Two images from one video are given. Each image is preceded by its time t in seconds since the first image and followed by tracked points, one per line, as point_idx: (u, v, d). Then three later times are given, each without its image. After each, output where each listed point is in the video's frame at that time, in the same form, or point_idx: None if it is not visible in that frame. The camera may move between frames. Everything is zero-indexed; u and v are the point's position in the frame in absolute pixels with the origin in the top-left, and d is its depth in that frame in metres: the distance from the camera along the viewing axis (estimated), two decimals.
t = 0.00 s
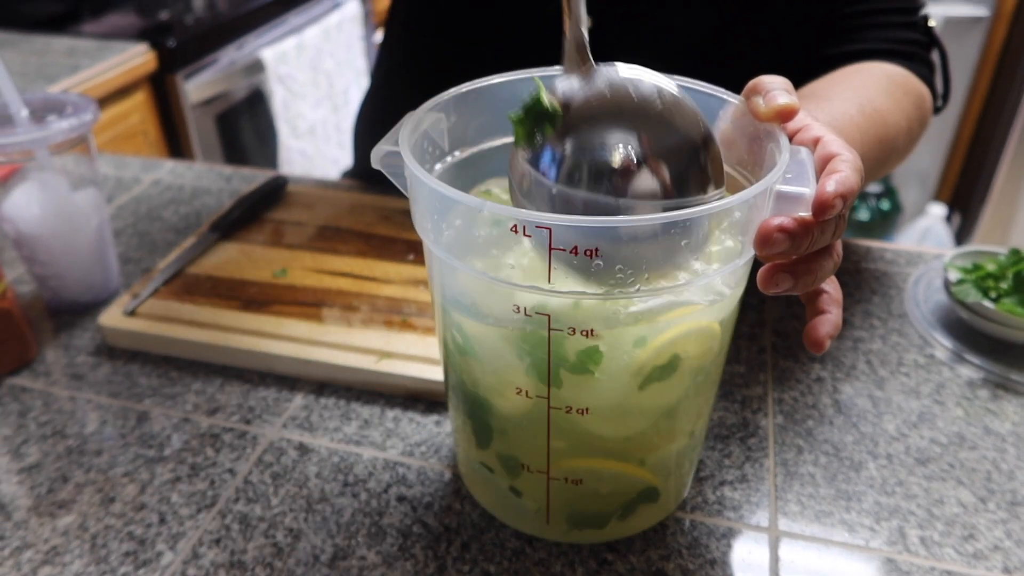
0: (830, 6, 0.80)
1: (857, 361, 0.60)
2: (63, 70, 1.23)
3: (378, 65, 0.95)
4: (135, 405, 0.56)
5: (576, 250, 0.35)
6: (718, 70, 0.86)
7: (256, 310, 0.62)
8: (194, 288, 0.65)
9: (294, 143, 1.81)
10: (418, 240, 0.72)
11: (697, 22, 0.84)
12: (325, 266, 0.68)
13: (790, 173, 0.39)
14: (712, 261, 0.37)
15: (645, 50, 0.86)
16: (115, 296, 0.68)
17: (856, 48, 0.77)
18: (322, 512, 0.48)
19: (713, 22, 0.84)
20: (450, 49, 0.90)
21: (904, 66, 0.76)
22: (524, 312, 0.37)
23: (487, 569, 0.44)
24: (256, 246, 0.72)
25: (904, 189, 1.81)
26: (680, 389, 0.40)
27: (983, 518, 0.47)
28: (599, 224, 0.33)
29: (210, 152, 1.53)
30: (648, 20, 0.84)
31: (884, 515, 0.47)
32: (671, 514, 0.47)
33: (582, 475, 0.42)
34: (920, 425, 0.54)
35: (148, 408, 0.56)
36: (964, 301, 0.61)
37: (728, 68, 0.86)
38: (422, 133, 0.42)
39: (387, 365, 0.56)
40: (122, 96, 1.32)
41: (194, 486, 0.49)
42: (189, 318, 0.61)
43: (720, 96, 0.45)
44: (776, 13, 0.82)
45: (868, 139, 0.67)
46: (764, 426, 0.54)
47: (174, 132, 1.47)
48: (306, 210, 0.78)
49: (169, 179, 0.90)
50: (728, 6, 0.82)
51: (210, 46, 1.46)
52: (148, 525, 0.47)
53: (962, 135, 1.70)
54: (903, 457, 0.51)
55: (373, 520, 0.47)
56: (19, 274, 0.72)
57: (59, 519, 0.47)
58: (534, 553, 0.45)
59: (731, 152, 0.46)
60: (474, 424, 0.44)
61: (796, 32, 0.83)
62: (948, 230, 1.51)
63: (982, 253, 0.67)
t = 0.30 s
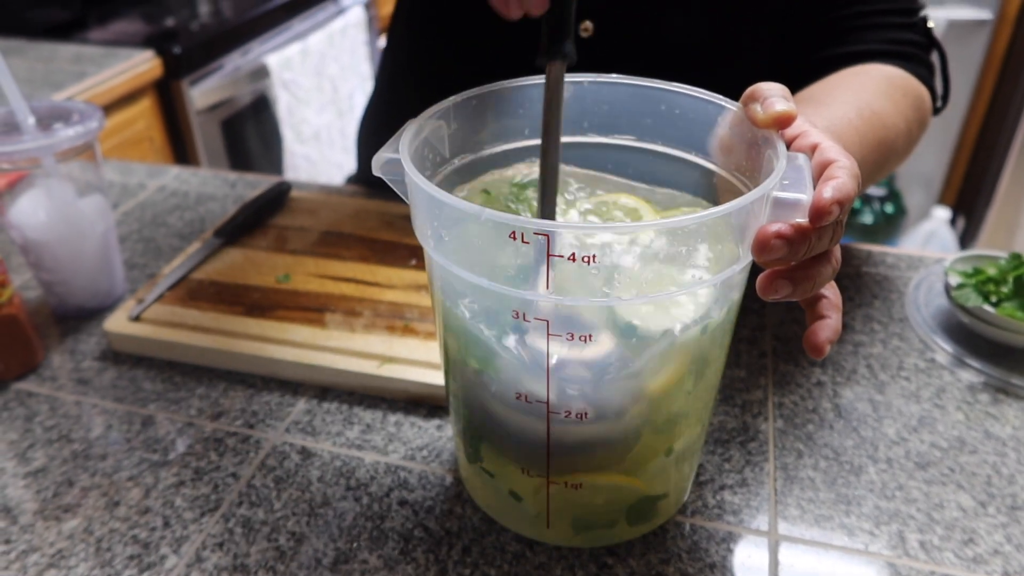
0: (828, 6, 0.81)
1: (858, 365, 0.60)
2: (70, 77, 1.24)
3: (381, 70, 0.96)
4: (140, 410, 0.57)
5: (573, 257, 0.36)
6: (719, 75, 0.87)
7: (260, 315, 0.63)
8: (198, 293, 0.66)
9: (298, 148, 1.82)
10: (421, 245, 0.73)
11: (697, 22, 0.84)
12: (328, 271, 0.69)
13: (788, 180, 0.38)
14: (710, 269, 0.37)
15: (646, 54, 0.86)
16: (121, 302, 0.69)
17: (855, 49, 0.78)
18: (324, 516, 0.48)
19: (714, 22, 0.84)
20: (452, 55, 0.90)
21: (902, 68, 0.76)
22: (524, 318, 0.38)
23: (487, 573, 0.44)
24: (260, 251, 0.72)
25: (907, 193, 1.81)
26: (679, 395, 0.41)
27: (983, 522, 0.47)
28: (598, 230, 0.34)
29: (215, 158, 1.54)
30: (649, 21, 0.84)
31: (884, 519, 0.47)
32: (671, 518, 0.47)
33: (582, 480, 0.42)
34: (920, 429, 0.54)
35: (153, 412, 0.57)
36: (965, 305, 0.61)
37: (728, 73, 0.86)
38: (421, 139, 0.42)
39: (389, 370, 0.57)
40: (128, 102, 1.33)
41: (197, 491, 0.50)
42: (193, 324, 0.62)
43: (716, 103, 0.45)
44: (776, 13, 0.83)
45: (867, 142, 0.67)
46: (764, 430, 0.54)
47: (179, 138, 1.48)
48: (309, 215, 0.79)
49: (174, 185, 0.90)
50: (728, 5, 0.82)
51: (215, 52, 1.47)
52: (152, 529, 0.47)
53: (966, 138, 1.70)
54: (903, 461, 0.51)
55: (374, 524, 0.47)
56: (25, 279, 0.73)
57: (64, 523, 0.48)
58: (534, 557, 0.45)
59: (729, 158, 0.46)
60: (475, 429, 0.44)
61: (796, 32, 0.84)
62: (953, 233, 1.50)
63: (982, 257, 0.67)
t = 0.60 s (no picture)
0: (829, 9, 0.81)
1: (857, 365, 0.60)
2: (71, 80, 1.24)
3: (381, 73, 0.96)
4: (140, 412, 0.57)
5: (569, 259, 0.36)
6: (718, 76, 0.87)
7: (260, 317, 0.63)
8: (198, 296, 0.66)
9: (298, 150, 1.82)
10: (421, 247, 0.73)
11: (697, 21, 0.84)
12: (329, 274, 0.69)
13: (783, 182, 0.39)
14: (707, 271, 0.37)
15: (646, 54, 0.86)
16: (121, 305, 0.69)
17: (856, 50, 0.77)
18: (324, 518, 0.48)
19: (714, 22, 0.84)
20: (452, 57, 0.91)
21: (902, 69, 0.76)
22: (521, 320, 0.38)
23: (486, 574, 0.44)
24: (260, 254, 0.72)
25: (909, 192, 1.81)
26: (678, 396, 0.41)
27: (981, 522, 0.47)
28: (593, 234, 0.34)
29: (216, 161, 1.55)
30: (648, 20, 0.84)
31: (882, 520, 0.47)
32: (670, 519, 0.47)
33: (580, 481, 0.42)
34: (919, 430, 0.54)
35: (154, 415, 0.57)
36: (963, 305, 0.61)
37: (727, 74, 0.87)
38: (420, 142, 0.43)
39: (390, 372, 0.57)
40: (129, 105, 1.34)
41: (198, 493, 0.50)
42: (194, 326, 0.62)
43: (713, 105, 0.45)
44: (776, 13, 0.83)
45: (864, 144, 0.67)
46: (763, 431, 0.54)
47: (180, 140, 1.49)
48: (309, 218, 0.79)
49: (175, 188, 0.91)
50: (729, 4, 0.83)
51: (217, 55, 1.47)
52: (153, 530, 0.47)
53: (967, 137, 1.70)
54: (902, 461, 0.51)
55: (374, 526, 0.47)
56: (26, 282, 0.73)
57: (66, 525, 0.48)
58: (533, 558, 0.45)
59: (726, 160, 0.46)
60: (474, 430, 0.44)
61: (796, 32, 0.84)
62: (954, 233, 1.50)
63: (982, 257, 0.67)
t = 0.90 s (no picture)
0: (827, 15, 0.81)
1: (853, 370, 0.61)
2: (71, 88, 1.25)
3: (380, 80, 0.97)
4: (140, 419, 0.57)
5: (565, 267, 0.37)
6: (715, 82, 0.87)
7: (260, 324, 0.63)
8: (198, 303, 0.66)
9: (297, 156, 1.83)
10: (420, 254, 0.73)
11: (697, 23, 0.84)
12: (328, 280, 0.69)
13: (778, 190, 0.39)
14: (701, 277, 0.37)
15: (646, 55, 0.86)
16: (121, 312, 0.70)
17: (850, 61, 0.79)
18: (323, 524, 0.48)
19: (715, 21, 0.83)
20: (450, 65, 0.91)
21: (896, 78, 0.77)
22: (517, 328, 0.38)
23: None
24: (260, 260, 0.73)
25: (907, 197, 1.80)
26: (672, 402, 0.41)
27: (977, 526, 0.47)
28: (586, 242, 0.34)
29: (216, 167, 1.55)
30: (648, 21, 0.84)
31: (878, 524, 0.48)
32: (667, 524, 0.48)
33: (577, 486, 0.42)
34: (915, 434, 0.54)
35: (154, 422, 0.57)
36: (959, 310, 0.61)
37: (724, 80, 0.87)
38: (417, 151, 0.43)
39: (388, 378, 0.57)
40: (129, 112, 1.34)
41: (197, 499, 0.50)
42: (193, 333, 0.62)
43: (709, 113, 0.45)
44: (776, 14, 0.82)
45: (860, 152, 0.68)
46: (760, 436, 0.54)
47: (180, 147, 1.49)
48: (308, 225, 0.79)
49: (175, 196, 0.91)
50: (729, 3, 0.82)
51: (216, 62, 1.48)
52: (153, 537, 0.48)
53: (964, 141, 1.70)
54: (898, 466, 0.52)
55: (373, 532, 0.48)
56: (26, 290, 0.74)
57: (66, 532, 0.48)
58: (531, 564, 0.46)
59: (722, 167, 0.46)
60: (472, 436, 0.44)
61: (796, 32, 0.84)
62: (952, 237, 1.50)
63: (978, 262, 0.67)
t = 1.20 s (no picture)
0: (826, 14, 0.82)
1: (853, 368, 0.61)
2: (71, 89, 1.25)
3: (379, 81, 0.97)
4: (141, 418, 0.57)
5: (566, 262, 0.36)
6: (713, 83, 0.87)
7: (260, 324, 0.63)
8: (198, 302, 0.66)
9: (297, 158, 1.83)
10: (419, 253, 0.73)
11: (697, 22, 0.84)
12: (328, 280, 0.69)
13: (777, 186, 0.39)
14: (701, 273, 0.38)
15: (645, 56, 0.86)
16: (121, 312, 0.70)
17: (848, 59, 0.79)
18: (324, 522, 0.48)
19: (714, 22, 0.84)
20: (450, 65, 0.91)
21: (895, 76, 0.77)
22: (519, 323, 0.38)
23: None
24: (260, 260, 0.73)
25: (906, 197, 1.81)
26: (673, 398, 0.41)
27: (977, 523, 0.47)
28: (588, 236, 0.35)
29: (215, 169, 1.55)
30: (647, 21, 0.84)
31: (879, 521, 0.48)
32: (668, 521, 0.48)
33: (578, 483, 0.42)
34: (915, 432, 0.55)
35: (154, 421, 0.57)
36: (958, 308, 0.61)
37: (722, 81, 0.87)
38: (418, 149, 0.43)
39: (389, 377, 0.57)
40: (128, 114, 1.34)
41: (198, 498, 0.50)
42: (193, 332, 0.62)
43: (709, 110, 0.45)
44: (774, 15, 0.83)
45: (860, 150, 0.68)
46: (760, 433, 0.54)
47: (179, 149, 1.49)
48: (308, 225, 0.79)
49: (174, 196, 0.91)
50: (728, 3, 0.82)
51: (215, 64, 1.48)
52: (154, 535, 0.48)
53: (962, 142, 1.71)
54: (898, 463, 0.52)
55: (374, 529, 0.48)
56: (27, 290, 0.74)
57: (67, 531, 0.48)
58: (532, 561, 0.46)
59: (722, 164, 0.46)
60: (473, 433, 0.44)
61: (795, 33, 0.84)
62: (951, 237, 1.51)
63: (976, 261, 0.67)
